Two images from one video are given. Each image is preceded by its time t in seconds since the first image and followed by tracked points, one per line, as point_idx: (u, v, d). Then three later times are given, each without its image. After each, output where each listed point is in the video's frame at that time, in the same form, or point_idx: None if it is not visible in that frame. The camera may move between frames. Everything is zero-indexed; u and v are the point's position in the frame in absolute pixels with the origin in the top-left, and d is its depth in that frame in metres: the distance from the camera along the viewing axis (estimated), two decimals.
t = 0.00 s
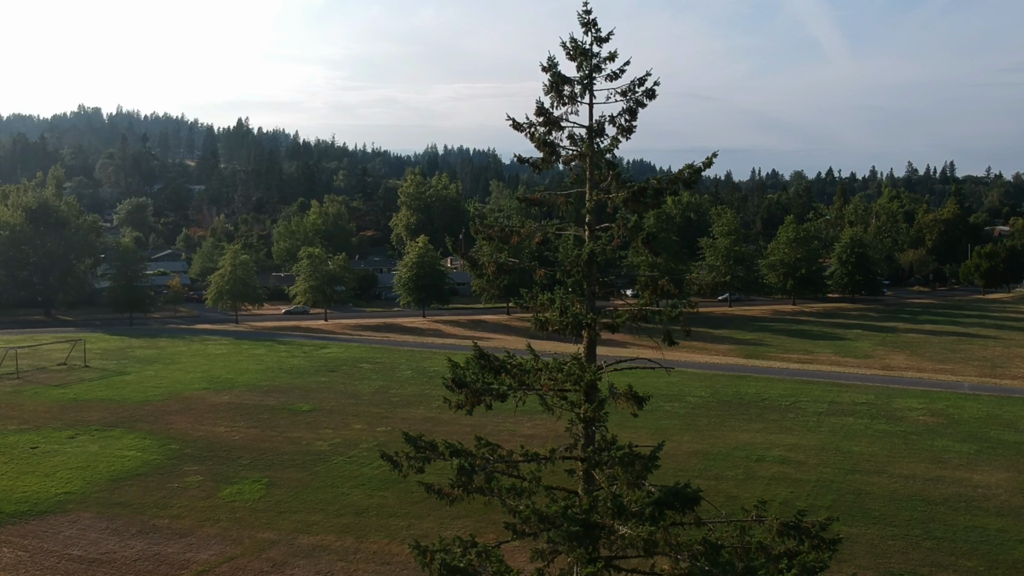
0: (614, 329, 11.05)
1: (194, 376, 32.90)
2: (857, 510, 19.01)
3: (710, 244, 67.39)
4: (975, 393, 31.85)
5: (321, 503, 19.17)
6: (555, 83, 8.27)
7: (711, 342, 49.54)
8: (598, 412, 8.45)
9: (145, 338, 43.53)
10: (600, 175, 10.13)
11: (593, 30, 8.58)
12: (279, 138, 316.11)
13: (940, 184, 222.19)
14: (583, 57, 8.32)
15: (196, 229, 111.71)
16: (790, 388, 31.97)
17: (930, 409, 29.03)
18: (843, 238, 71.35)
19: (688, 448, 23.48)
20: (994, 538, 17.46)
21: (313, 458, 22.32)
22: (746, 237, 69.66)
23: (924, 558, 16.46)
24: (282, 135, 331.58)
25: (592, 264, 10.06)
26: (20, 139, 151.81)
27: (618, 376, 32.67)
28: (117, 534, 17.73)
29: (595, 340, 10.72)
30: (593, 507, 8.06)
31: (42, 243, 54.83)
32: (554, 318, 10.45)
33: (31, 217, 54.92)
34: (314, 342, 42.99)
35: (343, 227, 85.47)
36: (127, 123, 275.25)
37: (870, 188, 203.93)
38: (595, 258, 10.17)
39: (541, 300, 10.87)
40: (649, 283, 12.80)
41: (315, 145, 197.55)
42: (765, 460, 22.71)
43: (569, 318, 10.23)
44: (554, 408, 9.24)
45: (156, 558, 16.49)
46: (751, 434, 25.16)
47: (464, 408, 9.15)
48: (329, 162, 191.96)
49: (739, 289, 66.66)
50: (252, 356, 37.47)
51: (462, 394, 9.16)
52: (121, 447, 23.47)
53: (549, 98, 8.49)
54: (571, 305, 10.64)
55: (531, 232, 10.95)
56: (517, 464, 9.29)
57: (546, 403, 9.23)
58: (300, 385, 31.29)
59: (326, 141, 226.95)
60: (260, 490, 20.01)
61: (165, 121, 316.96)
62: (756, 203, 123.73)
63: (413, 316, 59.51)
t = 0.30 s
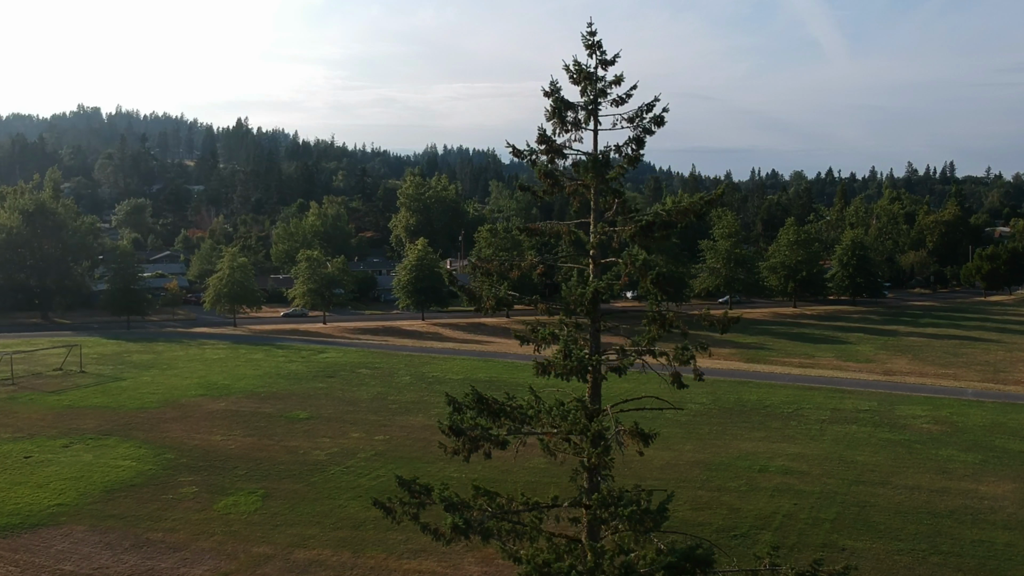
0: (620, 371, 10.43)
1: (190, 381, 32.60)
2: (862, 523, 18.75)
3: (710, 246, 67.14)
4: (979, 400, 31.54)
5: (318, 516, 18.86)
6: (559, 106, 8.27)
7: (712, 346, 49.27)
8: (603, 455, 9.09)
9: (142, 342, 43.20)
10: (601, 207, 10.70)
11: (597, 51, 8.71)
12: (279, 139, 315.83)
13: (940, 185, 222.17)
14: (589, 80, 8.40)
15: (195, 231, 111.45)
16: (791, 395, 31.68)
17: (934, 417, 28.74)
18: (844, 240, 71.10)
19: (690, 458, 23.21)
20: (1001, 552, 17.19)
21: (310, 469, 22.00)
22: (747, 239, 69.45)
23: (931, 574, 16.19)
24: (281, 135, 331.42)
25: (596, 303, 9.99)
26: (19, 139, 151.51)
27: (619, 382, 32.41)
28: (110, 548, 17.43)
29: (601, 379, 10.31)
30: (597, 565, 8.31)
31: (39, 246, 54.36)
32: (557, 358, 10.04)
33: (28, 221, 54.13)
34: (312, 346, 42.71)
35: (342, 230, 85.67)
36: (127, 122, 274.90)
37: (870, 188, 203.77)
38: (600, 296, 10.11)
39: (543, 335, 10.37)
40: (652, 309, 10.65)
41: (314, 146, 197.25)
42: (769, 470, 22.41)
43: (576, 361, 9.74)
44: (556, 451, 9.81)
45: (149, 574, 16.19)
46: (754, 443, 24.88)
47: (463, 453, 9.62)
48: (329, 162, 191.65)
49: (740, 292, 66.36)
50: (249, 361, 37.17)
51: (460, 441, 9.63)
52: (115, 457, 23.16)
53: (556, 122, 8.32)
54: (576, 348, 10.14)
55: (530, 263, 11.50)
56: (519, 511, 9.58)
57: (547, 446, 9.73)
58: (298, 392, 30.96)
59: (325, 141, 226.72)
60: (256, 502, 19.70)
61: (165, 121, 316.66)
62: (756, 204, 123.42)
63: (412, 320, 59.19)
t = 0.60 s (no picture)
0: (630, 422, 9.62)
1: (188, 388, 32.30)
2: (868, 536, 18.44)
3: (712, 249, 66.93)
4: (984, 407, 31.27)
5: (316, 530, 18.55)
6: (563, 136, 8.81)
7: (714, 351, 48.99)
8: (610, 509, 8.50)
9: (140, 346, 42.91)
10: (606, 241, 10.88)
11: (606, 75, 8.95)
12: (279, 138, 315.53)
13: (940, 185, 222.02)
14: (595, 109, 8.74)
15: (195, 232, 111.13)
16: (795, 402, 31.38)
17: (939, 425, 28.45)
18: (846, 243, 70.87)
19: (693, 469, 22.91)
20: (1011, 568, 16.87)
21: (307, 480, 21.72)
22: (748, 242, 69.20)
23: None
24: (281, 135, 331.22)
25: (603, 348, 9.60)
26: (19, 140, 151.18)
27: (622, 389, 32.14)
28: (104, 563, 17.14)
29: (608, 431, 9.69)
30: None
31: (37, 249, 54.19)
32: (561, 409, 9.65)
33: (26, 223, 54.13)
34: (312, 350, 42.42)
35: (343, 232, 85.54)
36: (127, 122, 274.51)
37: (871, 188, 203.50)
38: (607, 340, 9.75)
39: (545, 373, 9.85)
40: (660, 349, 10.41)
41: (314, 146, 196.98)
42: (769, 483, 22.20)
43: (583, 414, 9.13)
44: (560, 503, 9.46)
45: None
46: (757, 453, 24.54)
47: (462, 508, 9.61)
48: (329, 162, 191.29)
49: (741, 295, 66.09)
50: (248, 366, 36.91)
51: (459, 498, 9.61)
52: (112, 467, 22.87)
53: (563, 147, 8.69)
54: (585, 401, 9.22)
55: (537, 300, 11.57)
56: (520, 567, 9.18)
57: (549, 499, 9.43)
58: (297, 399, 30.67)
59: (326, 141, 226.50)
60: (252, 515, 19.40)
61: (165, 121, 316.34)
62: (757, 205, 123.13)
63: (412, 323, 58.93)
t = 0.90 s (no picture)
0: (637, 481, 10.16)
1: (185, 394, 32.00)
2: (874, 551, 18.14)
3: (713, 252, 66.70)
4: (988, 414, 31.01)
5: (312, 544, 18.25)
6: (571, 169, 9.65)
7: (716, 355, 48.72)
8: None
9: (138, 351, 42.59)
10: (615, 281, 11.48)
11: (611, 104, 9.51)
12: (280, 138, 314.89)
13: (941, 185, 221.74)
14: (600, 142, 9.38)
15: (194, 233, 110.84)
16: (798, 408, 31.08)
17: (943, 433, 28.17)
18: (848, 245, 70.63)
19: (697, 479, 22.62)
20: None
21: (305, 491, 21.43)
22: (750, 244, 68.94)
23: None
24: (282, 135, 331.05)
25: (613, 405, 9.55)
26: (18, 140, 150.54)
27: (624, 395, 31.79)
28: None
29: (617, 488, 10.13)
30: None
31: (35, 252, 53.90)
32: (568, 468, 10.06)
33: (24, 225, 53.86)
34: (311, 355, 42.15)
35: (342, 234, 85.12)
36: (127, 122, 273.77)
37: (872, 189, 203.13)
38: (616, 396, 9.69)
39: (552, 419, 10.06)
40: (670, 396, 10.54)
41: (315, 147, 196.48)
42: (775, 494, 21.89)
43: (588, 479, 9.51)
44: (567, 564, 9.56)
45: None
46: (761, 463, 24.23)
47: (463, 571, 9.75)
48: (329, 162, 190.80)
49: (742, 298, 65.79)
50: (246, 372, 36.61)
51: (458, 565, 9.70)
52: (107, 477, 22.56)
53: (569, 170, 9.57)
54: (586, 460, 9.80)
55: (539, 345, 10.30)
56: None
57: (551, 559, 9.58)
58: (295, 406, 30.37)
59: (326, 140, 226.26)
60: (249, 527, 19.12)
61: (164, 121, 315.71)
62: (758, 206, 122.79)
63: (412, 326, 58.66)
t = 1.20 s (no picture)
0: (648, 549, 10.00)
1: (182, 401, 31.67)
2: (881, 567, 17.80)
3: (715, 255, 66.42)
4: (994, 422, 30.70)
5: (309, 558, 17.94)
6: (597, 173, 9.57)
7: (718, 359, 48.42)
8: None
9: (136, 355, 42.28)
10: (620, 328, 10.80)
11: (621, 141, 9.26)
12: (280, 139, 314.62)
13: (941, 186, 221.32)
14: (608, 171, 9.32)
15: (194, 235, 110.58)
16: (801, 416, 30.77)
17: (949, 441, 27.83)
18: (849, 248, 70.33)
19: (702, 491, 22.28)
20: None
21: (303, 502, 21.11)
22: (751, 246, 68.65)
23: None
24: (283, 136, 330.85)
25: (622, 472, 9.63)
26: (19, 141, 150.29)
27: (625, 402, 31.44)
28: None
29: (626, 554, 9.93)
30: None
31: (33, 256, 53.66)
32: (573, 539, 9.70)
33: (22, 229, 53.65)
34: (310, 360, 41.83)
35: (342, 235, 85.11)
36: (128, 123, 273.49)
37: (873, 190, 202.67)
38: (626, 465, 9.74)
39: (555, 470, 10.06)
40: (683, 454, 10.47)
41: (315, 148, 196.27)
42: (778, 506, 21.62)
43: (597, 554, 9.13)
44: None
45: None
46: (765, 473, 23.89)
47: None
48: (329, 163, 190.50)
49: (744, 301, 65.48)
50: (244, 377, 36.30)
51: None
52: (102, 489, 22.24)
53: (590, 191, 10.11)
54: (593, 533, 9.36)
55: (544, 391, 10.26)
56: None
57: None
58: (293, 413, 30.04)
59: (327, 141, 226.00)
60: (245, 541, 18.80)
61: (165, 121, 315.46)
62: (759, 207, 122.50)
63: (412, 329, 58.37)
